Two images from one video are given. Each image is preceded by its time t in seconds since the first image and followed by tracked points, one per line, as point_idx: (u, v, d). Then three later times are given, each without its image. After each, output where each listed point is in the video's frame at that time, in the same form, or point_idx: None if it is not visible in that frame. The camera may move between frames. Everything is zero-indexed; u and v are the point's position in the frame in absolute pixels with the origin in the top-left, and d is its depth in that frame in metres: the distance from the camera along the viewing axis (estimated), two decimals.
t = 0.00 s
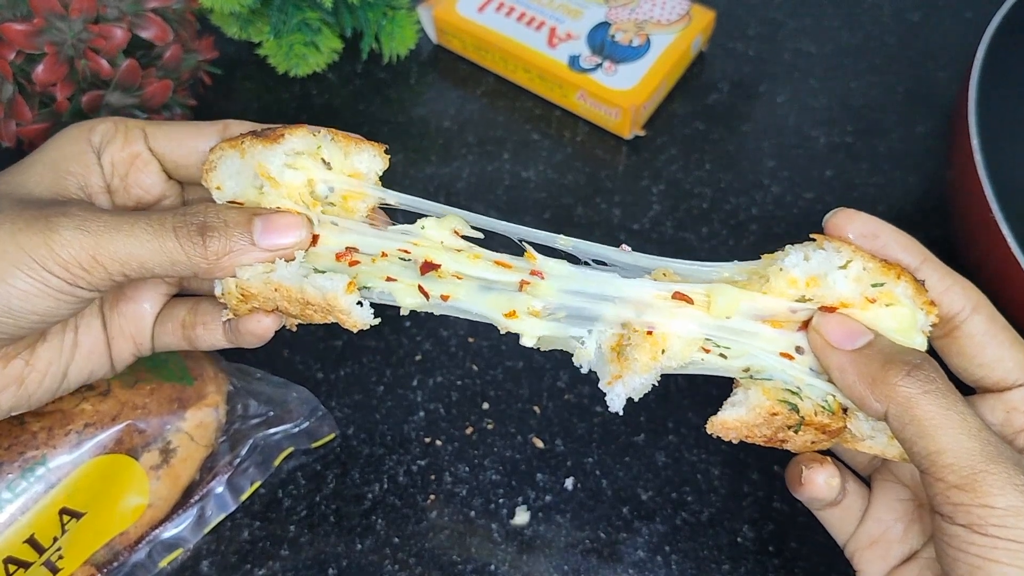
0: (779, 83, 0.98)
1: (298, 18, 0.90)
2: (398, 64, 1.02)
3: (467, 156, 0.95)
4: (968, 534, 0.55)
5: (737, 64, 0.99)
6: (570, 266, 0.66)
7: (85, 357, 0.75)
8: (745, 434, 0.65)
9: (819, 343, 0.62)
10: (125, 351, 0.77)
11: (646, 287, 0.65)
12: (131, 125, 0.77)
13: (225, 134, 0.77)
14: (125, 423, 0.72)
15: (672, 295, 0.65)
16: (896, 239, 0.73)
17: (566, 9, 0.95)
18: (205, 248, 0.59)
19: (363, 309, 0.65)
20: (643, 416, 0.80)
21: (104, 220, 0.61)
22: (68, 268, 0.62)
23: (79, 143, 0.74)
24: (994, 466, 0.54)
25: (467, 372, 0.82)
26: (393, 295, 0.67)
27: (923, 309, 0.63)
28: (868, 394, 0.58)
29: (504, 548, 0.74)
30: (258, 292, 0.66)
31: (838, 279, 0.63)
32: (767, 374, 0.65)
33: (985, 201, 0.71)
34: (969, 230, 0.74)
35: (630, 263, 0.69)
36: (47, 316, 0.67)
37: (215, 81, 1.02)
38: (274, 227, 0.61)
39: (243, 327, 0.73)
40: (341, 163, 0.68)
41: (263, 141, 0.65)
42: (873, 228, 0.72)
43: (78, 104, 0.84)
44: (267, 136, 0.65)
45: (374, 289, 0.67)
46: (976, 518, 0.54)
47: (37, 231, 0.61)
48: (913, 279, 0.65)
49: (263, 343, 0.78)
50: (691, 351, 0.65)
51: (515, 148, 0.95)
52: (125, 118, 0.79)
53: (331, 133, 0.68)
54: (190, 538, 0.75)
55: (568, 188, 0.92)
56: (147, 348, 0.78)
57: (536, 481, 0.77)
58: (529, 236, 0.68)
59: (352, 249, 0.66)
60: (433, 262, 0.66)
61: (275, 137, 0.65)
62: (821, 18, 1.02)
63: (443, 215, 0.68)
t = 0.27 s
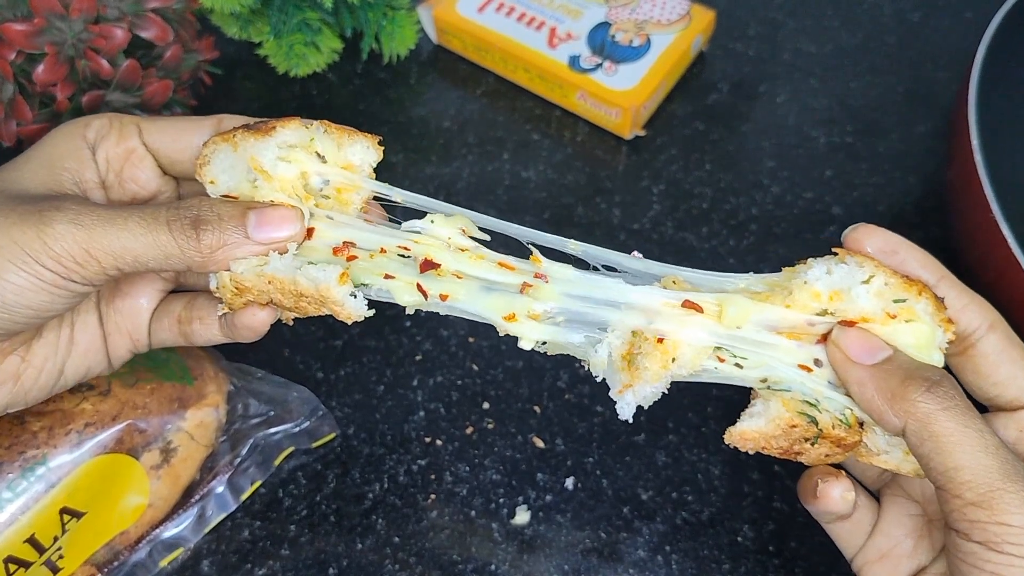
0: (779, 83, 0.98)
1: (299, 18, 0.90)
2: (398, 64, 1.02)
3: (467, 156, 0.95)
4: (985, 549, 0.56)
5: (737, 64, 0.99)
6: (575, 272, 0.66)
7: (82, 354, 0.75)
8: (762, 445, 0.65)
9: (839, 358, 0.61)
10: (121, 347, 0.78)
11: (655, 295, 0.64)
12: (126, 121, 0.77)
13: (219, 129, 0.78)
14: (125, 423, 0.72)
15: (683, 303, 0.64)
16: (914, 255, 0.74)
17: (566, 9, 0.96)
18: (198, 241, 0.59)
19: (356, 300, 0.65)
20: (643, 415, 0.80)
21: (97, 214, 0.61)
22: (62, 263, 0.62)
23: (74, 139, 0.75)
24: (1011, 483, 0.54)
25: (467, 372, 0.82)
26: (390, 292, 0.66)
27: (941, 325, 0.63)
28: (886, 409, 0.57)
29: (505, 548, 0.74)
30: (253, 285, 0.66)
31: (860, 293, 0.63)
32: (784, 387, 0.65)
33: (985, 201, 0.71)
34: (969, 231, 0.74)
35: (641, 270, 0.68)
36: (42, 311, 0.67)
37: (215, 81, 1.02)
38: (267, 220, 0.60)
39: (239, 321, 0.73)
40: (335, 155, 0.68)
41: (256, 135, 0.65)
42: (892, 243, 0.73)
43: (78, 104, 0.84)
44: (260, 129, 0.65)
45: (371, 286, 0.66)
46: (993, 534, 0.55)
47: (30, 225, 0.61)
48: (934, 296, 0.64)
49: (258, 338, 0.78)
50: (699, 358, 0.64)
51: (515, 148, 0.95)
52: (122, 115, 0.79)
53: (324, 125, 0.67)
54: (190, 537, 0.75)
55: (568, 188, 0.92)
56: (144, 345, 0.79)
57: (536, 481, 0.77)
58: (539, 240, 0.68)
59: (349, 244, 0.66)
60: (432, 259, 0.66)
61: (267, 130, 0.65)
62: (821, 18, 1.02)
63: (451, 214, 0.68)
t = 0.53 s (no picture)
0: (779, 83, 0.98)
1: (299, 18, 0.90)
2: (398, 64, 1.02)
3: (467, 156, 0.95)
4: (998, 560, 0.56)
5: (737, 64, 0.99)
6: (579, 275, 0.66)
7: (80, 355, 0.75)
8: (778, 449, 0.64)
9: (856, 364, 0.62)
10: (119, 348, 0.77)
11: (662, 297, 0.64)
12: (122, 122, 0.77)
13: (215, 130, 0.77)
14: (125, 423, 0.73)
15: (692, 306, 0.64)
16: (931, 266, 0.73)
17: (566, 9, 0.96)
18: (195, 242, 0.59)
19: (351, 298, 0.65)
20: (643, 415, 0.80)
21: (93, 214, 0.61)
22: (58, 264, 0.62)
23: (71, 140, 0.75)
24: None
25: (467, 372, 0.82)
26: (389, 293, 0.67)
27: (958, 336, 0.62)
28: (903, 417, 0.57)
29: (505, 548, 0.74)
30: (248, 285, 0.66)
31: (880, 301, 0.63)
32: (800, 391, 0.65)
33: (985, 201, 0.71)
34: (970, 231, 0.74)
35: (652, 274, 0.68)
36: (39, 311, 0.67)
37: (215, 81, 1.02)
38: (264, 222, 0.61)
39: (235, 321, 0.72)
40: (331, 155, 0.68)
41: (250, 135, 0.65)
42: (910, 253, 0.73)
43: (78, 104, 0.84)
44: (254, 129, 0.65)
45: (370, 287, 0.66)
46: (1007, 544, 0.54)
47: (27, 225, 0.61)
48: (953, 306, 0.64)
49: (256, 337, 0.77)
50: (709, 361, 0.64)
51: (515, 148, 0.95)
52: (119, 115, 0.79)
53: (319, 124, 0.67)
54: (190, 537, 0.75)
55: (568, 188, 0.92)
56: (142, 346, 0.79)
57: (536, 481, 0.77)
58: (547, 243, 0.68)
59: (348, 245, 0.66)
60: (432, 261, 0.66)
61: (261, 130, 0.65)
62: (821, 18, 1.02)
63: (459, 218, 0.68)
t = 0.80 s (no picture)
0: (779, 83, 0.98)
1: (298, 18, 0.90)
2: (397, 64, 1.02)
3: (467, 156, 0.95)
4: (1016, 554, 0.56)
5: (737, 63, 0.99)
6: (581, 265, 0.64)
7: (73, 349, 0.75)
8: (800, 437, 0.63)
9: (880, 357, 0.60)
10: (113, 342, 0.78)
11: (671, 287, 0.62)
12: (114, 115, 0.77)
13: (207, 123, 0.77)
14: (124, 423, 0.72)
15: (703, 296, 0.62)
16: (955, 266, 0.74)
17: (565, 9, 0.95)
18: (185, 232, 0.59)
19: (341, 286, 0.64)
20: (642, 415, 0.80)
21: (84, 205, 0.61)
22: (49, 255, 0.62)
23: (62, 135, 0.75)
24: None
25: (466, 371, 0.82)
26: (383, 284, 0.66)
27: (982, 335, 0.62)
28: (926, 412, 0.57)
29: (504, 547, 0.74)
30: (238, 273, 0.66)
31: (909, 295, 0.62)
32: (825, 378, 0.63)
33: (985, 203, 0.71)
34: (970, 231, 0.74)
35: (663, 264, 0.66)
36: (29, 303, 0.67)
37: (214, 81, 1.02)
38: (255, 212, 0.60)
39: (227, 311, 0.72)
40: (320, 144, 0.68)
41: (239, 123, 0.65)
42: (936, 251, 0.73)
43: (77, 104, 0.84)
44: (243, 118, 0.65)
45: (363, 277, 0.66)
46: None
47: (16, 217, 0.61)
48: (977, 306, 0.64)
49: (249, 328, 0.77)
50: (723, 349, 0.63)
51: (514, 147, 0.95)
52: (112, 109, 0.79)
53: (309, 112, 0.67)
54: (189, 537, 0.75)
55: (567, 188, 0.92)
56: (136, 340, 0.79)
57: (536, 481, 0.77)
58: (555, 233, 0.67)
59: (342, 235, 0.66)
60: (428, 252, 0.65)
61: (250, 119, 0.65)
62: (821, 18, 1.02)
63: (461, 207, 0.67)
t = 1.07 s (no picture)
0: (779, 84, 0.98)
1: (299, 19, 0.90)
2: (398, 65, 1.02)
3: (467, 157, 0.95)
4: None
5: (737, 64, 0.99)
6: (586, 249, 0.64)
7: (71, 343, 0.75)
8: (821, 418, 0.62)
9: (902, 346, 0.60)
10: (111, 336, 0.78)
11: (681, 270, 0.62)
12: (109, 110, 0.77)
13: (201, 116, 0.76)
14: (125, 424, 0.72)
15: (713, 278, 0.62)
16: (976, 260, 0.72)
17: (565, 10, 0.96)
18: (178, 222, 0.59)
19: (334, 271, 0.64)
20: (642, 416, 0.80)
21: (78, 196, 0.61)
22: (44, 247, 0.62)
23: (57, 129, 0.75)
24: None
25: (467, 372, 0.82)
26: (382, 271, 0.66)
27: (1001, 332, 0.62)
28: (948, 403, 0.57)
29: (505, 548, 0.74)
30: (232, 261, 0.66)
31: (939, 286, 0.62)
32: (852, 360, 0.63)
33: (985, 203, 0.71)
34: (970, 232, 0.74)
35: (677, 250, 0.66)
36: (23, 295, 0.68)
37: (215, 82, 1.02)
38: (249, 201, 0.60)
39: (222, 301, 0.71)
40: (313, 131, 0.67)
41: (231, 111, 0.65)
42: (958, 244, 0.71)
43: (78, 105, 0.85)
44: (234, 106, 0.65)
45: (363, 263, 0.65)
46: None
47: (9, 207, 0.61)
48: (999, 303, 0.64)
49: (247, 319, 0.76)
50: (737, 331, 0.62)
51: (515, 148, 0.95)
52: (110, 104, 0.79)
53: (300, 99, 0.67)
54: (190, 537, 0.75)
55: (568, 189, 0.92)
56: (133, 334, 0.79)
57: (536, 481, 0.77)
58: (565, 221, 0.68)
59: (340, 222, 0.65)
60: (429, 238, 0.65)
61: (240, 107, 0.65)
62: (821, 19, 1.02)
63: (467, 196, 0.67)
